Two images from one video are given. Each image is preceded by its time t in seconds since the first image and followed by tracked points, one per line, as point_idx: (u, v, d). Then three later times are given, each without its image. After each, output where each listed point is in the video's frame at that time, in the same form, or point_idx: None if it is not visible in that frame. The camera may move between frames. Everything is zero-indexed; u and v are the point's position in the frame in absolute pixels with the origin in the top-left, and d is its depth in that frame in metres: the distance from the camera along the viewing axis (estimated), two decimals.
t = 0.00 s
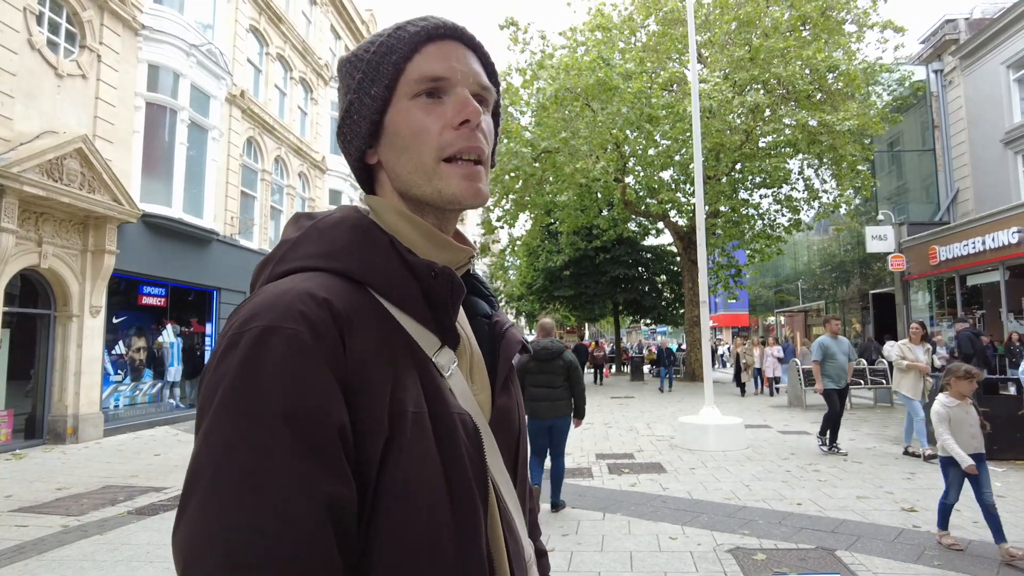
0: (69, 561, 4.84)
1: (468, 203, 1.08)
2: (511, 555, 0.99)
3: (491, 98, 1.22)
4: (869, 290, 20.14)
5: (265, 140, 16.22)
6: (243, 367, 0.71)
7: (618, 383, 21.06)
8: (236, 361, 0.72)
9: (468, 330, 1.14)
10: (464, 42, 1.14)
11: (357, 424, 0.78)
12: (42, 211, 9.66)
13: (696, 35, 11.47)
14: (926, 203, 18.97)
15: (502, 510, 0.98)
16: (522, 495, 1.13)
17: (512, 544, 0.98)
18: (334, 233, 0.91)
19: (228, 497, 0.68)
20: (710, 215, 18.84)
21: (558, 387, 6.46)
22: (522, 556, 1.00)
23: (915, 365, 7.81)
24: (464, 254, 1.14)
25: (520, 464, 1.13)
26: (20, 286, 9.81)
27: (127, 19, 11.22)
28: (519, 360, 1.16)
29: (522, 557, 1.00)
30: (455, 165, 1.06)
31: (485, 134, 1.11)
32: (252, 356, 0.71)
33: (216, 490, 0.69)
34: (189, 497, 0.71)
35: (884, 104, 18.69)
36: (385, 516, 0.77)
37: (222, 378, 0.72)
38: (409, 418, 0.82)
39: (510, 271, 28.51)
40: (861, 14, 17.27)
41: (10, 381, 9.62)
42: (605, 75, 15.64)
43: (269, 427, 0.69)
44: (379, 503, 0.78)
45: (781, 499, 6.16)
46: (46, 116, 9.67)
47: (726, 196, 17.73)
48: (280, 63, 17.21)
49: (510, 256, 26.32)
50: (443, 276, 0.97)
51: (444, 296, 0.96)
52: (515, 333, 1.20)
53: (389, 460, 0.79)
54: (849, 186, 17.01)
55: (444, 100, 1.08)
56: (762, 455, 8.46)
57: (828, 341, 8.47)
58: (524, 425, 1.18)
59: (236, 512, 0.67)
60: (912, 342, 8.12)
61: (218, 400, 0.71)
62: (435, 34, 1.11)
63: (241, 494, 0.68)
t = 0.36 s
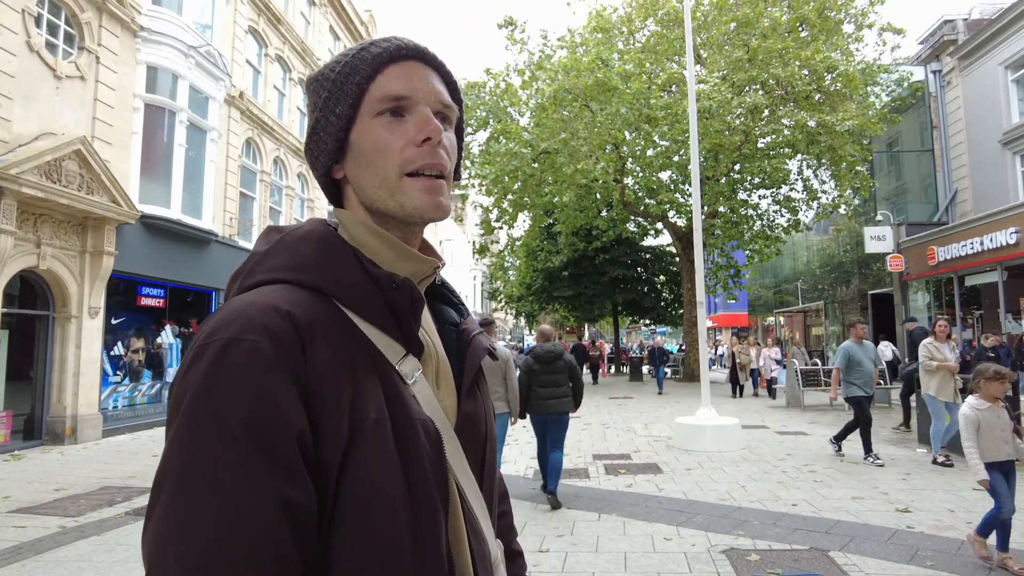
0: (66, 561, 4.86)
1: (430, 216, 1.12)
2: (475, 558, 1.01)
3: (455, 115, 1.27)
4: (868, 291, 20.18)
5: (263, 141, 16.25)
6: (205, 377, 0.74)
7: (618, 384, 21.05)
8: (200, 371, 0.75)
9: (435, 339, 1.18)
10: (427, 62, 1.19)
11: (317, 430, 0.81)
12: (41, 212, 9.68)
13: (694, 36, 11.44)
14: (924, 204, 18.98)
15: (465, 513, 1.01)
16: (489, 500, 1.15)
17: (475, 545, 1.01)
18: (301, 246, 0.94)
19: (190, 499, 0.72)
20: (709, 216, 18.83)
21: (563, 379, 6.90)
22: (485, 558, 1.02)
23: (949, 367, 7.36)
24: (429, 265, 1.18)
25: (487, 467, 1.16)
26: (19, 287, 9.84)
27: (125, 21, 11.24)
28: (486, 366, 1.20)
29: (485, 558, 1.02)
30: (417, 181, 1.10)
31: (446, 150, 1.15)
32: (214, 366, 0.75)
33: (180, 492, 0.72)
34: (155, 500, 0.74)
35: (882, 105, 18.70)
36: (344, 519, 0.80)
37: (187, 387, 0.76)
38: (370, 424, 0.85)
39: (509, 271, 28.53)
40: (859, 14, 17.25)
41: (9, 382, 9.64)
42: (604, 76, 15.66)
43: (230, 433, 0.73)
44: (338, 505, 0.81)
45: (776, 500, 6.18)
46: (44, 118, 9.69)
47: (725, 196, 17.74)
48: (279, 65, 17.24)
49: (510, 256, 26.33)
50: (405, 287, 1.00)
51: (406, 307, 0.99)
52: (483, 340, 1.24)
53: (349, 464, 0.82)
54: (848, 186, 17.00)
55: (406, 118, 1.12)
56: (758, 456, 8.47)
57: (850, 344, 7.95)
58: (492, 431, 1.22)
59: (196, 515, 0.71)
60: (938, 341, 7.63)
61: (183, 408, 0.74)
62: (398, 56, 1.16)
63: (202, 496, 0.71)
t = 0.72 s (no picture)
0: (66, 559, 4.87)
1: (422, 214, 1.13)
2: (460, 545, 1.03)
3: (446, 116, 1.28)
4: (869, 291, 20.21)
5: (264, 140, 16.27)
6: (199, 366, 0.75)
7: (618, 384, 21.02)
8: (192, 360, 0.76)
9: (423, 332, 1.19)
10: (422, 64, 1.21)
11: (306, 420, 0.82)
12: (42, 212, 9.69)
13: (694, 35, 11.36)
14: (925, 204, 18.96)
15: (450, 502, 1.03)
16: (475, 493, 1.17)
17: (461, 535, 1.03)
18: (290, 241, 0.95)
19: (181, 486, 0.72)
20: (710, 216, 18.81)
21: (559, 373, 7.36)
22: (470, 549, 1.04)
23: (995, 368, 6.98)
24: (419, 261, 1.20)
25: (475, 461, 1.17)
26: (20, 287, 9.86)
27: (127, 21, 11.25)
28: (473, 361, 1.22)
29: (471, 549, 1.04)
30: (410, 178, 1.11)
31: (438, 150, 1.17)
32: (205, 357, 0.76)
33: (170, 479, 0.73)
34: (144, 486, 0.75)
35: (883, 105, 18.66)
36: (333, 507, 0.81)
37: (177, 376, 0.76)
38: (358, 414, 0.86)
39: (510, 271, 28.55)
40: (860, 13, 17.20)
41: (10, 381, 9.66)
42: (604, 75, 15.66)
43: (220, 422, 0.74)
44: (328, 493, 0.82)
45: (775, 499, 6.17)
46: (45, 118, 9.71)
47: (726, 196, 17.72)
48: (280, 64, 17.26)
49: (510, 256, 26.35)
50: (394, 281, 1.01)
51: (394, 301, 1.00)
52: (470, 336, 1.26)
53: (338, 453, 0.83)
54: (849, 186, 16.96)
55: (401, 117, 1.13)
56: (759, 455, 8.47)
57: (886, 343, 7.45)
58: (480, 424, 1.23)
59: (187, 502, 0.72)
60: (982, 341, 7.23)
61: (174, 397, 0.75)
62: (392, 56, 1.17)
63: (192, 484, 0.72)
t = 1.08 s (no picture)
0: (74, 558, 4.90)
1: (385, 210, 1.10)
2: (449, 548, 1.03)
3: (427, 109, 1.25)
4: (878, 290, 20.08)
5: (271, 141, 16.34)
6: (185, 364, 0.76)
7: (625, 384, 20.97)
8: (179, 358, 0.77)
9: (414, 334, 1.20)
10: (394, 60, 1.20)
11: (293, 420, 0.82)
12: (51, 213, 9.76)
13: (700, 33, 11.24)
14: (934, 203, 18.82)
15: (439, 505, 1.04)
16: (468, 495, 1.17)
17: (449, 539, 1.04)
18: (280, 241, 0.96)
19: (165, 485, 0.73)
20: (717, 215, 18.70)
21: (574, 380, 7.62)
22: (460, 552, 1.04)
23: None
24: (407, 261, 1.20)
25: (467, 464, 1.17)
26: (31, 287, 9.93)
27: (135, 22, 11.32)
28: (465, 362, 1.22)
29: (462, 554, 1.05)
30: (370, 174, 1.09)
31: (404, 144, 1.14)
32: (191, 356, 0.76)
33: (154, 478, 0.73)
34: (129, 484, 0.75)
35: (892, 103, 18.49)
36: (317, 509, 0.81)
37: (164, 375, 0.77)
38: (346, 416, 0.86)
39: (517, 271, 28.55)
40: (868, 10, 17.04)
41: (20, 380, 9.74)
42: (610, 74, 15.59)
43: (205, 424, 0.74)
44: (312, 496, 0.82)
45: (782, 500, 6.13)
46: (54, 119, 9.77)
47: (733, 195, 17.63)
48: (287, 65, 17.32)
49: (517, 255, 26.36)
50: (381, 283, 1.01)
51: (382, 303, 1.00)
52: (462, 337, 1.27)
53: (323, 456, 0.83)
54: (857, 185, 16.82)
55: (363, 113, 1.14)
56: (766, 456, 8.42)
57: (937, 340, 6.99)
58: (473, 428, 1.23)
59: (171, 503, 0.72)
60: None
61: (161, 397, 0.75)
62: (357, 56, 1.18)
63: (176, 485, 0.73)
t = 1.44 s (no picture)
0: (94, 554, 4.97)
1: (384, 208, 1.10)
2: (449, 549, 1.03)
3: (429, 104, 1.25)
4: (897, 289, 19.83)
5: (286, 142, 16.47)
6: (178, 366, 0.78)
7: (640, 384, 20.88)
8: (173, 359, 0.79)
9: (419, 332, 1.21)
10: (393, 53, 1.20)
11: (285, 421, 0.84)
12: (71, 214, 9.90)
13: (714, 30, 11.13)
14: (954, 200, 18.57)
15: (440, 505, 1.04)
16: (473, 496, 1.17)
17: (449, 540, 1.04)
18: (282, 240, 0.97)
19: (158, 484, 0.75)
20: (732, 214, 18.55)
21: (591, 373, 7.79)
22: (461, 553, 1.04)
23: None
24: (411, 260, 1.20)
25: (472, 466, 1.16)
26: (53, 288, 10.08)
27: (152, 26, 11.46)
28: (470, 362, 1.22)
29: (463, 555, 1.05)
30: (367, 171, 1.09)
31: (401, 140, 1.14)
32: (184, 357, 0.78)
33: (148, 477, 0.75)
34: (124, 484, 0.77)
35: (910, 99, 18.23)
36: (309, 508, 0.82)
37: (160, 375, 0.79)
38: (339, 416, 0.87)
39: (531, 270, 28.56)
40: (885, 5, 16.80)
41: (43, 379, 9.92)
42: (624, 72, 15.51)
43: (196, 423, 0.76)
44: (304, 497, 0.83)
45: (798, 501, 6.06)
46: (74, 122, 9.91)
47: (748, 193, 17.48)
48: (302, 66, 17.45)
49: (531, 255, 26.36)
50: (381, 282, 1.02)
51: (382, 301, 1.00)
52: (467, 335, 1.27)
53: (315, 456, 0.84)
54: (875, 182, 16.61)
55: (360, 108, 1.14)
56: (782, 457, 8.33)
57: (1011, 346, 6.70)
58: (480, 429, 1.22)
59: (162, 502, 0.74)
60: None
61: (155, 397, 0.77)
62: (355, 50, 1.18)
63: (168, 483, 0.75)
